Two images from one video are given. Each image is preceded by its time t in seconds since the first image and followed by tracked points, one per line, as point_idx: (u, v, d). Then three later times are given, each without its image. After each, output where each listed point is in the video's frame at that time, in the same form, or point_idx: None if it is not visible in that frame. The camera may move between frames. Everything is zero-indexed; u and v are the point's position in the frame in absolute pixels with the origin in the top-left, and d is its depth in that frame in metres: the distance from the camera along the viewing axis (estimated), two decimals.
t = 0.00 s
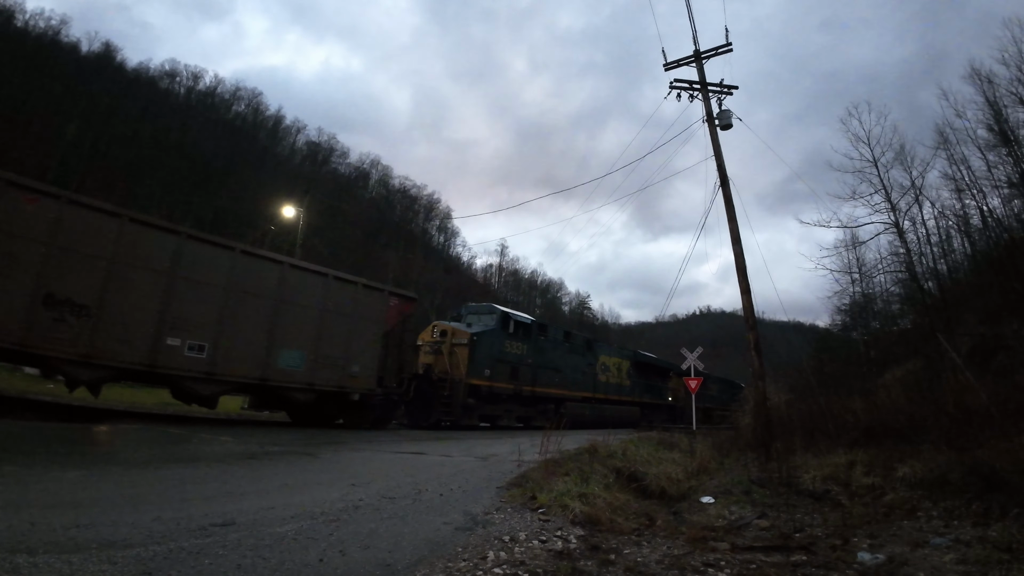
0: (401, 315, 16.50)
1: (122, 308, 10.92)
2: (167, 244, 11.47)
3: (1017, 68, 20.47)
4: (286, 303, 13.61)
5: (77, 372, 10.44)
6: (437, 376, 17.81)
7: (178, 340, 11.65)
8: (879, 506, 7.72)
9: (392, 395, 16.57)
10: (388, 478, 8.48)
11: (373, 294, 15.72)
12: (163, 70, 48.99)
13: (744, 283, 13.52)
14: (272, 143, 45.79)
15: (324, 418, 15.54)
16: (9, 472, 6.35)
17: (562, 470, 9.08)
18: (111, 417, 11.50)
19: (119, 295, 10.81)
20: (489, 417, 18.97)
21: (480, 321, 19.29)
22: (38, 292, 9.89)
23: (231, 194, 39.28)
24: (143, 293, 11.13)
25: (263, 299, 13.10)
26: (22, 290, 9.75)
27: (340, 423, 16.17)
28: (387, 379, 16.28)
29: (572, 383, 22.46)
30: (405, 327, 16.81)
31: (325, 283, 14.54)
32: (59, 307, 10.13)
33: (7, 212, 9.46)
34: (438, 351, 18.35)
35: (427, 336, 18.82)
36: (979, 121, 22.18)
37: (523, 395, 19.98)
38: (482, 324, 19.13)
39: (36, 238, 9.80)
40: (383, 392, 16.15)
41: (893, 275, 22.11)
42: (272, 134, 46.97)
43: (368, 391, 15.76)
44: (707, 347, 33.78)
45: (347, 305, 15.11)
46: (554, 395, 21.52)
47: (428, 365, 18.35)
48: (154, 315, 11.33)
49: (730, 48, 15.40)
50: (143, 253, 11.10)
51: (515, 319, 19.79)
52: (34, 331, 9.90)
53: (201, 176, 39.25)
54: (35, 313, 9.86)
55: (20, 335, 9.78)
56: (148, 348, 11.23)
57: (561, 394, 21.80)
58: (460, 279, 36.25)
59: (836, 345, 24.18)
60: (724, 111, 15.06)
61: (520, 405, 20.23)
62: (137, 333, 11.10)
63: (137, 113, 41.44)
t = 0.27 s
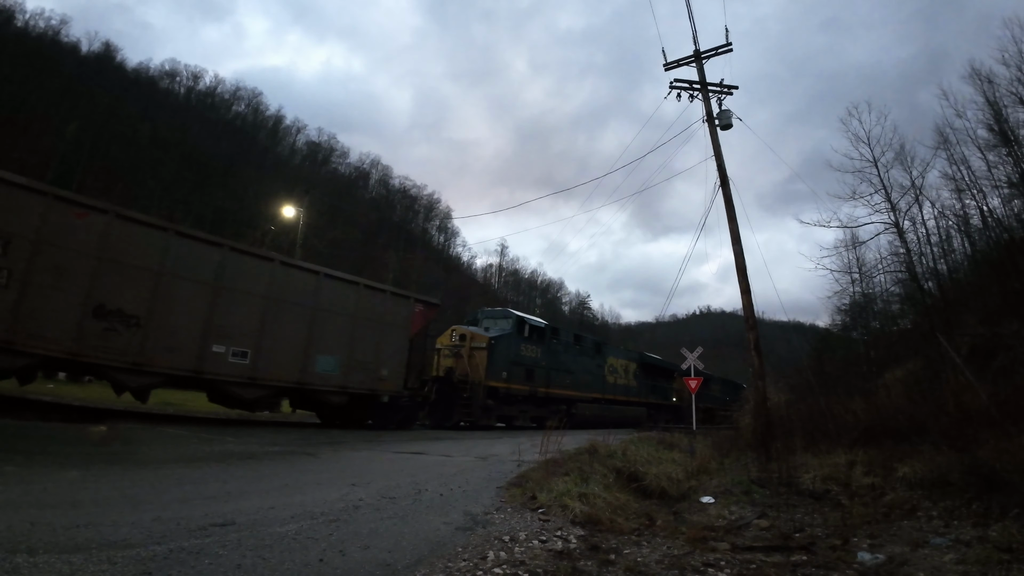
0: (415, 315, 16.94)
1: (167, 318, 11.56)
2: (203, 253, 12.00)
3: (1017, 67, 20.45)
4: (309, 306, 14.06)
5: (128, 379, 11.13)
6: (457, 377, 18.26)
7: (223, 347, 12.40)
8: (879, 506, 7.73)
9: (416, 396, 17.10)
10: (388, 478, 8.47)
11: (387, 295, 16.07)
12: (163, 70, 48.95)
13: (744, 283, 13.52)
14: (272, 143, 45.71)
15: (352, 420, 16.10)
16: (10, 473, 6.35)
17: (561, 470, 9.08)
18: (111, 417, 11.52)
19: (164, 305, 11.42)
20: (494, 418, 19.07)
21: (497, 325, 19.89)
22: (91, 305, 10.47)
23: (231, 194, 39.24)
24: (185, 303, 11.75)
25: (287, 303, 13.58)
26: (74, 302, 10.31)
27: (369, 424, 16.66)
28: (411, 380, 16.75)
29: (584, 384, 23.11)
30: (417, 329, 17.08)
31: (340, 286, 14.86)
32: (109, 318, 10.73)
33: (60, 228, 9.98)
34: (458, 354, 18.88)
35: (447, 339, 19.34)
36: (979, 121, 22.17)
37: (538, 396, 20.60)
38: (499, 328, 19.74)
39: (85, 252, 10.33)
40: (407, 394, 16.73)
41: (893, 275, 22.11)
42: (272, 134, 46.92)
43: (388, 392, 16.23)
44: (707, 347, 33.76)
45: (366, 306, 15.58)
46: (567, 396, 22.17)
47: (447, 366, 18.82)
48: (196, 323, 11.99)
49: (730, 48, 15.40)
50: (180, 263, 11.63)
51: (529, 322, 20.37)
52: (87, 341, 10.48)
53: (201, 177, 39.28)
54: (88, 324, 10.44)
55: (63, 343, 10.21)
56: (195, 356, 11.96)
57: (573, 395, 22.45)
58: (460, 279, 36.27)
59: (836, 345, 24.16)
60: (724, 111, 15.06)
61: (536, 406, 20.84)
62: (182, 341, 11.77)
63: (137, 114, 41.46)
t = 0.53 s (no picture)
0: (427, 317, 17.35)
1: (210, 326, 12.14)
2: (237, 262, 12.54)
3: (1017, 67, 20.44)
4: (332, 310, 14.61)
5: (178, 385, 11.68)
6: (477, 381, 18.97)
7: (264, 352, 13.06)
8: (879, 506, 7.72)
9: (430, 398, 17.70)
10: (388, 478, 8.47)
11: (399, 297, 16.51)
12: (163, 70, 48.92)
13: (744, 283, 13.53)
14: (272, 143, 45.64)
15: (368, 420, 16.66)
16: (9, 472, 6.35)
17: (561, 470, 9.09)
18: (110, 417, 11.51)
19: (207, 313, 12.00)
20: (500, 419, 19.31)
21: (510, 330, 20.52)
22: (140, 314, 11.00)
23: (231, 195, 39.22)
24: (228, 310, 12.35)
25: (312, 308, 14.08)
26: (124, 311, 10.83)
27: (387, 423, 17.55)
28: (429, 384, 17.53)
29: (592, 386, 23.81)
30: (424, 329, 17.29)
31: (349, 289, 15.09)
32: (159, 326, 11.28)
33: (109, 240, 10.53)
34: (475, 357, 19.44)
35: (463, 342, 19.79)
36: (979, 121, 22.17)
37: (550, 397, 21.25)
38: (513, 332, 20.40)
39: (132, 263, 10.87)
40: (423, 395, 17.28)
41: (894, 275, 22.12)
42: (272, 134, 46.89)
43: (405, 394, 16.79)
44: (707, 347, 33.76)
45: (379, 308, 15.95)
46: (576, 397, 22.86)
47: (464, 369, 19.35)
48: (238, 329, 12.59)
49: (730, 48, 15.40)
50: (222, 272, 12.24)
51: (542, 326, 21.05)
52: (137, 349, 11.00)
53: (202, 177, 39.27)
54: (138, 332, 10.96)
55: (56, 343, 10.00)
56: (239, 361, 12.58)
57: (583, 396, 23.17)
58: (460, 279, 36.27)
59: (836, 345, 24.17)
60: (724, 111, 15.05)
61: (548, 407, 21.51)
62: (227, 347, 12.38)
63: (138, 114, 41.47)
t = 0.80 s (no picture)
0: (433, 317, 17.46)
1: (250, 333, 12.83)
2: (276, 272, 13.31)
3: (1017, 67, 20.44)
4: (359, 317, 15.22)
5: (223, 390, 12.34)
6: (496, 382, 19.18)
7: (302, 358, 13.79)
8: (879, 506, 7.72)
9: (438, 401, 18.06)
10: (388, 478, 8.47)
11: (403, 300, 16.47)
12: (163, 70, 48.93)
13: (744, 283, 13.52)
14: (272, 143, 45.58)
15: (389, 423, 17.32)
16: (9, 472, 6.35)
17: (561, 470, 9.08)
18: (109, 417, 11.50)
19: (248, 321, 12.66)
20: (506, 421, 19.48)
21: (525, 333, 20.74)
22: (186, 323, 11.64)
23: (231, 195, 39.21)
24: (267, 318, 13.02)
25: (344, 315, 14.81)
26: (173, 320, 11.51)
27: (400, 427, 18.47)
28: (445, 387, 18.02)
29: (602, 386, 24.27)
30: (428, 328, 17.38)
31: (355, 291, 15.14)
32: (205, 335, 11.97)
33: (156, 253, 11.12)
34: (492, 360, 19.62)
35: (480, 345, 19.95)
36: (979, 121, 22.16)
37: (561, 399, 21.61)
38: (529, 335, 20.58)
39: (179, 274, 11.52)
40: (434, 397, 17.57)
41: (894, 275, 22.13)
42: (272, 134, 46.85)
43: (406, 395, 16.74)
44: (708, 347, 33.74)
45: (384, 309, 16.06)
46: (587, 398, 23.24)
47: (481, 372, 19.54)
48: (275, 336, 13.28)
49: (730, 48, 15.41)
50: (261, 283, 12.97)
51: (556, 329, 21.44)
52: (184, 356, 11.65)
53: (202, 176, 39.26)
54: (186, 341, 11.63)
55: (110, 351, 10.58)
56: (278, 367, 13.32)
57: (593, 397, 23.57)
58: (460, 280, 36.27)
59: (836, 345, 24.16)
60: (724, 110, 15.05)
61: (559, 407, 21.89)
62: (267, 354, 13.08)
63: (138, 113, 41.49)
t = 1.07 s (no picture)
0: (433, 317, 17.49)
1: (290, 340, 13.66)
2: (312, 282, 14.13)
3: (1017, 67, 20.44)
4: (390, 324, 15.99)
5: (264, 395, 13.22)
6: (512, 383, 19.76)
7: (338, 363, 14.57)
8: (879, 506, 7.72)
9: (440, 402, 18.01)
10: (388, 478, 8.47)
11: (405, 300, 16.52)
12: (163, 70, 48.90)
13: (744, 283, 13.52)
14: (272, 143, 45.54)
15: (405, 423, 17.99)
16: (9, 472, 6.35)
17: (562, 470, 9.08)
18: (109, 417, 11.50)
19: (287, 328, 13.51)
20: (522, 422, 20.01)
21: (538, 336, 21.33)
22: (230, 331, 12.49)
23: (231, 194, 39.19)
24: (304, 326, 13.85)
25: (376, 322, 15.60)
26: (219, 328, 12.33)
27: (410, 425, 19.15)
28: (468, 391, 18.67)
29: (610, 387, 24.63)
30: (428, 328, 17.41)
31: (357, 291, 15.21)
32: (247, 342, 12.80)
33: (199, 264, 11.94)
34: (508, 362, 20.15)
35: (495, 348, 20.51)
36: (979, 121, 22.15)
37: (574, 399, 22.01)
38: (541, 338, 21.23)
39: (222, 284, 12.34)
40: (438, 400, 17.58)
41: (893, 275, 22.14)
42: (272, 134, 46.82)
43: (406, 395, 16.73)
44: (708, 347, 33.72)
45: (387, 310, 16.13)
46: (597, 399, 23.63)
47: (498, 374, 20.07)
48: (311, 342, 14.08)
49: (730, 48, 15.42)
50: (298, 292, 13.79)
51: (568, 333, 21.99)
52: (229, 362, 12.47)
53: (201, 176, 39.27)
54: (230, 347, 12.46)
55: (160, 358, 11.41)
56: (316, 372, 14.15)
57: (604, 398, 23.95)
58: (460, 280, 36.25)
59: (836, 345, 24.16)
60: (724, 111, 15.06)
61: (571, 408, 22.31)
62: (306, 359, 13.94)
63: (138, 113, 41.50)
